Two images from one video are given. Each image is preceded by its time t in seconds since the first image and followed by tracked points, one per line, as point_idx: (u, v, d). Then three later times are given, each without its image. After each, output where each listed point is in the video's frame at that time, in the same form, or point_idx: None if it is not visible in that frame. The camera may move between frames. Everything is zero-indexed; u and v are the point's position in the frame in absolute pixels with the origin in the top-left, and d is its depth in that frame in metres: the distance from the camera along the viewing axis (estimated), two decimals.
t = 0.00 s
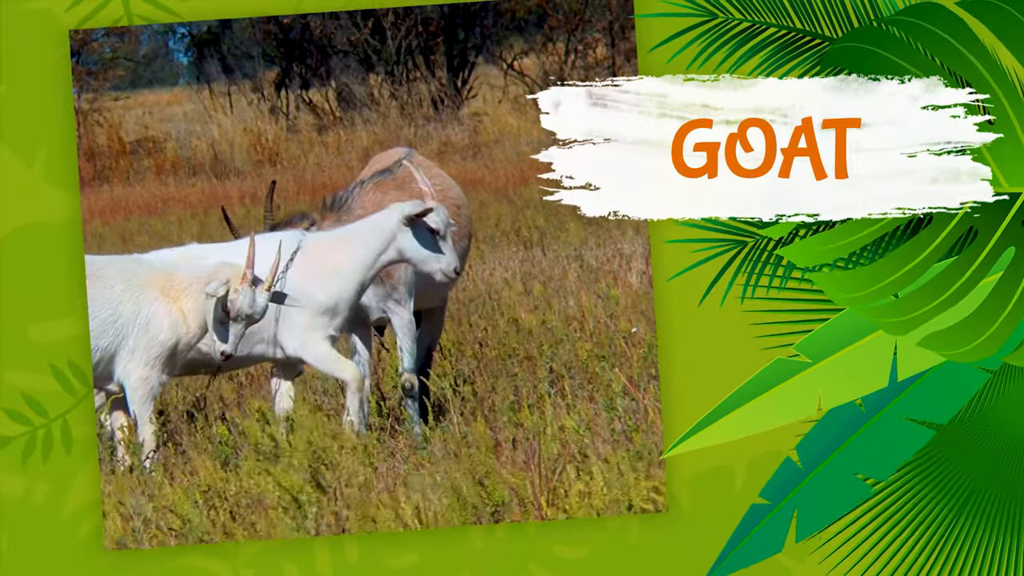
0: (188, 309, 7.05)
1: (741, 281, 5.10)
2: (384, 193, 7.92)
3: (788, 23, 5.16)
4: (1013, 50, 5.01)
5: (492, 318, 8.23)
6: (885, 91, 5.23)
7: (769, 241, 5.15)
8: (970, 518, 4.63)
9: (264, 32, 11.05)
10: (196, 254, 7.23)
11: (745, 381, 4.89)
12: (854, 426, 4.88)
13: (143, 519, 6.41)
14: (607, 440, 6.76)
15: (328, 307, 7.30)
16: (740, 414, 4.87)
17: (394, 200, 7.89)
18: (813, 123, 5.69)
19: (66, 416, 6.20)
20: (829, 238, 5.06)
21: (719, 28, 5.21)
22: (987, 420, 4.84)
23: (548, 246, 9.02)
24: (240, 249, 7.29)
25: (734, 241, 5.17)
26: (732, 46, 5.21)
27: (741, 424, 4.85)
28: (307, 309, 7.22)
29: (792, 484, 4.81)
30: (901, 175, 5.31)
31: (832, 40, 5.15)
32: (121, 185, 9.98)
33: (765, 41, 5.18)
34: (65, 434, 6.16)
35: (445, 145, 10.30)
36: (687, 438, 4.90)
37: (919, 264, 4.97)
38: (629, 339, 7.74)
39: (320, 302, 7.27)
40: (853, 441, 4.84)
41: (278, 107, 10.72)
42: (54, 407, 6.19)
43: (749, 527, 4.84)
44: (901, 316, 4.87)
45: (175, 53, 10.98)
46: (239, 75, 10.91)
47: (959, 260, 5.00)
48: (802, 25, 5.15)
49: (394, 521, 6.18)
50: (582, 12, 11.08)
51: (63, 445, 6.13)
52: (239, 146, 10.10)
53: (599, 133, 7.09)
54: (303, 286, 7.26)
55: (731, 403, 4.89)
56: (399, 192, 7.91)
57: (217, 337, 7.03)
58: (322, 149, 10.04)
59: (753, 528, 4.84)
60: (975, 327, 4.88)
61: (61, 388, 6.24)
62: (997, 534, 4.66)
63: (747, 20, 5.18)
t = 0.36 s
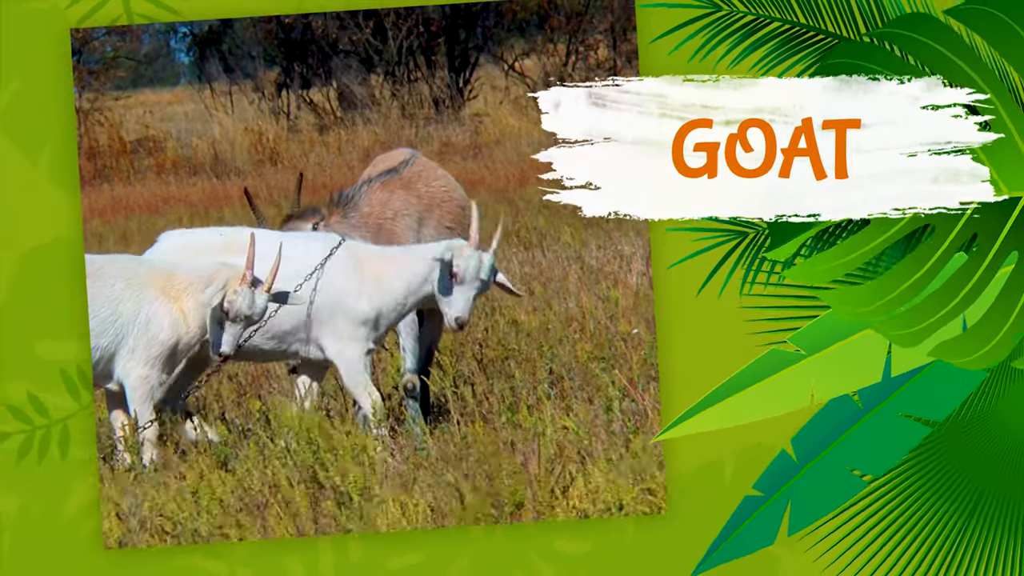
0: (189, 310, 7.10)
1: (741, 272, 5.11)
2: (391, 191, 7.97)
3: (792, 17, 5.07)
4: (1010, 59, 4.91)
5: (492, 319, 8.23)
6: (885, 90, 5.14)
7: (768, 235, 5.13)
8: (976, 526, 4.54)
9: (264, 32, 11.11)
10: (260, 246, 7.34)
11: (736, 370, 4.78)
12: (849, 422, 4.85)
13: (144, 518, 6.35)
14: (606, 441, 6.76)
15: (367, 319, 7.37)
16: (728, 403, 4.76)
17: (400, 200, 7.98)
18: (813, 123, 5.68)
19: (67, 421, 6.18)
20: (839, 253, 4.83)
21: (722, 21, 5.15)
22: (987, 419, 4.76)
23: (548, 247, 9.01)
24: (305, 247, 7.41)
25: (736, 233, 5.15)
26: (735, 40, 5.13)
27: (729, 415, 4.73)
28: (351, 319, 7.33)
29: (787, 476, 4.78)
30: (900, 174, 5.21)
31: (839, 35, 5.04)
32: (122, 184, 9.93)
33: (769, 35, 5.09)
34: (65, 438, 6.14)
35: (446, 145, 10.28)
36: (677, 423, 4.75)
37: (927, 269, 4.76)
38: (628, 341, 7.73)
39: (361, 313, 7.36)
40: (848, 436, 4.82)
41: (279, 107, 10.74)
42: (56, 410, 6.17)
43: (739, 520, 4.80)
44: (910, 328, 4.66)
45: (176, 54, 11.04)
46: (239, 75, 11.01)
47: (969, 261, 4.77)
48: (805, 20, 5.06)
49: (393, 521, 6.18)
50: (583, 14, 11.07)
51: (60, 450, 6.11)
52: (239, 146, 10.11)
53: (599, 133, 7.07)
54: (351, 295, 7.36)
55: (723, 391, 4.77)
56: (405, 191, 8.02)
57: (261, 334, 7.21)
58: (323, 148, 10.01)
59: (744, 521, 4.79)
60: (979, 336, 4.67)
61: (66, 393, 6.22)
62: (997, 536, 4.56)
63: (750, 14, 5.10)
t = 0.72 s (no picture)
0: (189, 311, 7.13)
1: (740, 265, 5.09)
2: (392, 191, 7.92)
3: (795, 14, 5.04)
4: (1008, 64, 4.85)
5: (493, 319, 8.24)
6: (885, 91, 5.15)
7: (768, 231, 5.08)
8: (980, 525, 4.49)
9: (266, 32, 11.01)
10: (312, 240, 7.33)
11: (733, 366, 4.68)
12: (850, 421, 4.74)
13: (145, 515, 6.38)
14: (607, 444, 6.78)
15: (402, 318, 7.22)
16: (724, 400, 4.66)
17: (402, 200, 7.94)
18: (813, 123, 5.69)
19: (71, 428, 6.18)
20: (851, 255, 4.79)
21: (725, 16, 5.11)
22: (989, 421, 4.69)
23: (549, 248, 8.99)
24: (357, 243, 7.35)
25: (737, 226, 5.11)
26: (737, 36, 5.07)
27: (726, 410, 4.64)
28: (387, 316, 7.20)
29: (788, 477, 4.68)
30: (901, 175, 5.19)
31: (841, 32, 5.02)
32: (123, 183, 9.83)
33: (772, 30, 5.06)
34: (67, 442, 6.12)
35: (447, 146, 10.22)
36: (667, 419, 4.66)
37: (928, 276, 4.63)
38: (628, 342, 7.71)
39: (396, 311, 7.21)
40: (849, 436, 4.70)
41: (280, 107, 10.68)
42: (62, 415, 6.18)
43: (740, 522, 4.69)
44: (914, 334, 4.55)
45: (177, 53, 10.94)
46: (241, 74, 10.94)
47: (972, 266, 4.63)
48: (809, 18, 5.03)
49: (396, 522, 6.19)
50: (585, 15, 10.95)
51: (60, 453, 6.09)
52: (240, 145, 10.11)
53: (599, 133, 7.04)
54: (391, 292, 7.23)
55: (717, 388, 4.67)
56: (407, 190, 8.02)
57: (303, 326, 7.18)
58: (324, 149, 10.03)
59: (745, 522, 4.69)
60: (981, 343, 4.60)
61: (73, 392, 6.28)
62: (997, 538, 4.51)
63: (754, 9, 5.06)
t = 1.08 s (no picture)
0: (189, 309, 7.12)
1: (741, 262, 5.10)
2: (390, 192, 7.88)
3: (794, 14, 5.02)
4: (1006, 59, 4.89)
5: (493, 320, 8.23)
6: (885, 91, 5.17)
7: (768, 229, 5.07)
8: (971, 522, 4.56)
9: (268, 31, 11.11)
10: (342, 228, 7.24)
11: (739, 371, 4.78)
12: (858, 424, 4.82)
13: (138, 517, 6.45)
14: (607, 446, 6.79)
15: (416, 318, 7.12)
16: (728, 407, 4.77)
17: (400, 200, 7.88)
18: (813, 123, 5.72)
19: (76, 431, 6.20)
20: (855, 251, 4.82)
21: (724, 17, 5.09)
22: (988, 425, 4.75)
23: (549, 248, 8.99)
24: (380, 237, 7.22)
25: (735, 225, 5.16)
26: (737, 36, 5.05)
27: (733, 414, 4.75)
28: (405, 314, 7.11)
29: (794, 486, 4.78)
30: (901, 174, 5.21)
31: (840, 32, 5.01)
32: (124, 182, 9.78)
33: (771, 30, 5.04)
34: (71, 445, 6.16)
35: (447, 147, 10.16)
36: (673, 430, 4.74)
37: (928, 272, 4.69)
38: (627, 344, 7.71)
39: (410, 311, 7.11)
40: (855, 441, 4.79)
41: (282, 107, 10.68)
42: (66, 418, 6.21)
43: (751, 531, 4.80)
44: (914, 331, 4.61)
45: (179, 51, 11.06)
46: (243, 74, 10.91)
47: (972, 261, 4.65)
48: (809, 17, 5.02)
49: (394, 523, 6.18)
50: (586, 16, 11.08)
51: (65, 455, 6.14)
52: (241, 145, 10.08)
53: (598, 133, 7.02)
54: (407, 291, 7.13)
55: (717, 399, 4.77)
56: (405, 192, 7.92)
57: (324, 317, 7.12)
58: (324, 149, 10.03)
59: (756, 531, 4.80)
60: (979, 341, 4.66)
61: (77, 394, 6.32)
62: (1002, 537, 4.58)
63: (754, 9, 5.05)
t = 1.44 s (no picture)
0: (189, 310, 7.10)
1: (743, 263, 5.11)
2: (388, 192, 7.91)
3: (791, 17, 5.12)
4: (1008, 47, 4.92)
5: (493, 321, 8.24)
6: (885, 90, 5.18)
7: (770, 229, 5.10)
8: (962, 514, 4.56)
9: (269, 30, 11.15)
10: (353, 225, 7.07)
11: (747, 382, 4.88)
12: (861, 429, 4.85)
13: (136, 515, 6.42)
14: (605, 448, 6.79)
15: (430, 315, 6.99)
16: (738, 418, 4.87)
17: (398, 201, 7.89)
18: (813, 123, 5.71)
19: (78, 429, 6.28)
20: (844, 236, 4.92)
21: (721, 22, 5.18)
22: (992, 429, 4.76)
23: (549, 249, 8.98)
24: (392, 234, 7.07)
25: (736, 225, 5.13)
26: (735, 41, 5.15)
27: (744, 425, 4.85)
28: (418, 312, 6.97)
29: (799, 494, 4.79)
30: (901, 175, 5.21)
31: (836, 35, 5.08)
32: (123, 181, 9.86)
33: (768, 35, 5.14)
34: (77, 444, 6.24)
35: (448, 147, 10.12)
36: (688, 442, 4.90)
37: (922, 265, 4.75)
38: (627, 345, 7.72)
39: (424, 309, 6.98)
40: (859, 446, 4.81)
41: (283, 106, 10.66)
42: (69, 417, 6.29)
43: (760, 538, 4.83)
44: (907, 319, 4.69)
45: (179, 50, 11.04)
46: (243, 74, 10.99)
47: (966, 257, 4.75)
48: (805, 21, 5.11)
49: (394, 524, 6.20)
50: (588, 17, 10.99)
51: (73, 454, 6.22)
52: (242, 144, 10.08)
53: (598, 133, 7.03)
54: (421, 288, 6.99)
55: (726, 411, 4.89)
56: (404, 192, 7.95)
57: (334, 316, 6.97)
58: (325, 150, 10.00)
59: (765, 538, 4.82)
60: (976, 332, 4.70)
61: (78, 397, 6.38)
62: (1003, 539, 4.59)
63: (750, 14, 5.14)
